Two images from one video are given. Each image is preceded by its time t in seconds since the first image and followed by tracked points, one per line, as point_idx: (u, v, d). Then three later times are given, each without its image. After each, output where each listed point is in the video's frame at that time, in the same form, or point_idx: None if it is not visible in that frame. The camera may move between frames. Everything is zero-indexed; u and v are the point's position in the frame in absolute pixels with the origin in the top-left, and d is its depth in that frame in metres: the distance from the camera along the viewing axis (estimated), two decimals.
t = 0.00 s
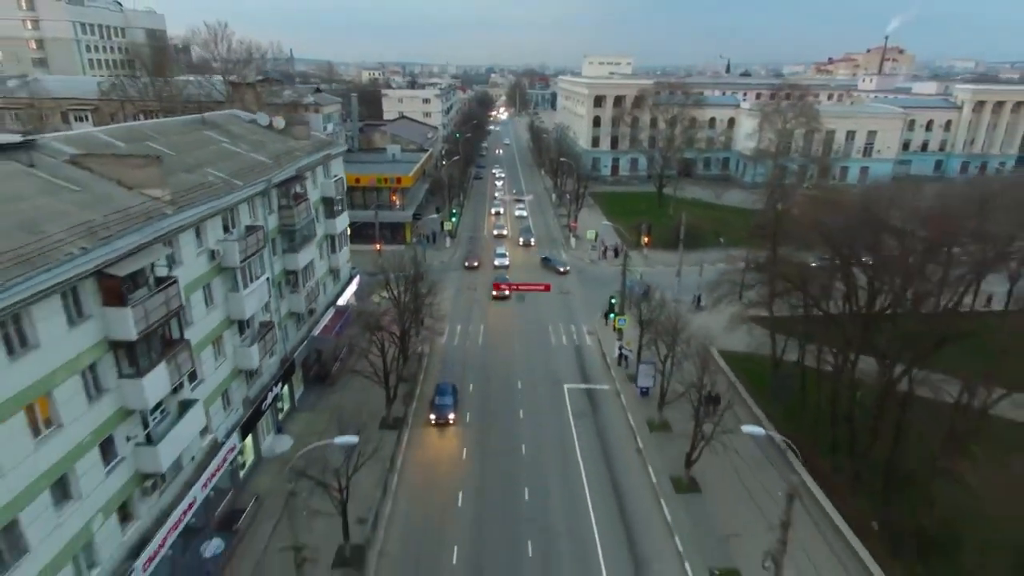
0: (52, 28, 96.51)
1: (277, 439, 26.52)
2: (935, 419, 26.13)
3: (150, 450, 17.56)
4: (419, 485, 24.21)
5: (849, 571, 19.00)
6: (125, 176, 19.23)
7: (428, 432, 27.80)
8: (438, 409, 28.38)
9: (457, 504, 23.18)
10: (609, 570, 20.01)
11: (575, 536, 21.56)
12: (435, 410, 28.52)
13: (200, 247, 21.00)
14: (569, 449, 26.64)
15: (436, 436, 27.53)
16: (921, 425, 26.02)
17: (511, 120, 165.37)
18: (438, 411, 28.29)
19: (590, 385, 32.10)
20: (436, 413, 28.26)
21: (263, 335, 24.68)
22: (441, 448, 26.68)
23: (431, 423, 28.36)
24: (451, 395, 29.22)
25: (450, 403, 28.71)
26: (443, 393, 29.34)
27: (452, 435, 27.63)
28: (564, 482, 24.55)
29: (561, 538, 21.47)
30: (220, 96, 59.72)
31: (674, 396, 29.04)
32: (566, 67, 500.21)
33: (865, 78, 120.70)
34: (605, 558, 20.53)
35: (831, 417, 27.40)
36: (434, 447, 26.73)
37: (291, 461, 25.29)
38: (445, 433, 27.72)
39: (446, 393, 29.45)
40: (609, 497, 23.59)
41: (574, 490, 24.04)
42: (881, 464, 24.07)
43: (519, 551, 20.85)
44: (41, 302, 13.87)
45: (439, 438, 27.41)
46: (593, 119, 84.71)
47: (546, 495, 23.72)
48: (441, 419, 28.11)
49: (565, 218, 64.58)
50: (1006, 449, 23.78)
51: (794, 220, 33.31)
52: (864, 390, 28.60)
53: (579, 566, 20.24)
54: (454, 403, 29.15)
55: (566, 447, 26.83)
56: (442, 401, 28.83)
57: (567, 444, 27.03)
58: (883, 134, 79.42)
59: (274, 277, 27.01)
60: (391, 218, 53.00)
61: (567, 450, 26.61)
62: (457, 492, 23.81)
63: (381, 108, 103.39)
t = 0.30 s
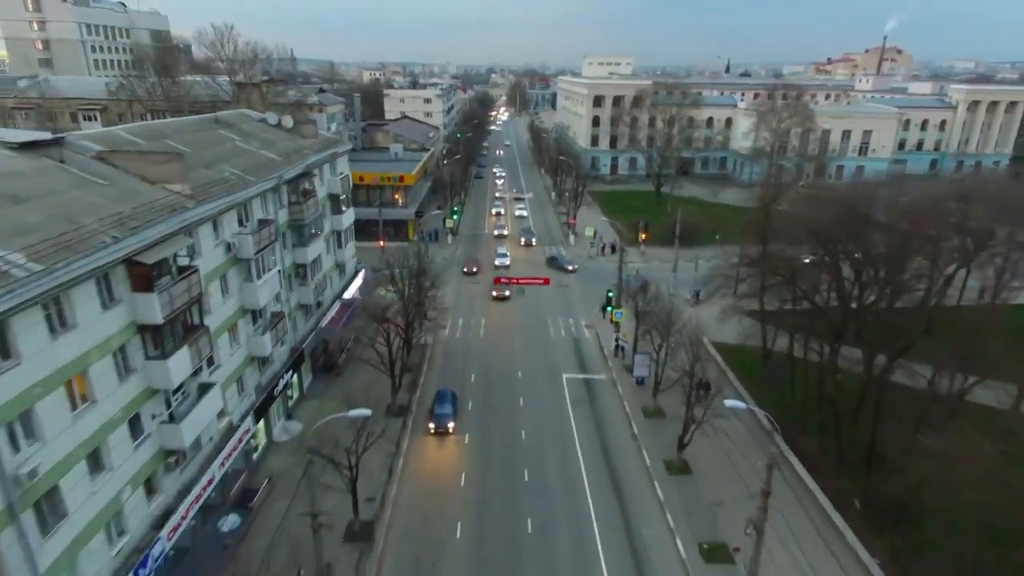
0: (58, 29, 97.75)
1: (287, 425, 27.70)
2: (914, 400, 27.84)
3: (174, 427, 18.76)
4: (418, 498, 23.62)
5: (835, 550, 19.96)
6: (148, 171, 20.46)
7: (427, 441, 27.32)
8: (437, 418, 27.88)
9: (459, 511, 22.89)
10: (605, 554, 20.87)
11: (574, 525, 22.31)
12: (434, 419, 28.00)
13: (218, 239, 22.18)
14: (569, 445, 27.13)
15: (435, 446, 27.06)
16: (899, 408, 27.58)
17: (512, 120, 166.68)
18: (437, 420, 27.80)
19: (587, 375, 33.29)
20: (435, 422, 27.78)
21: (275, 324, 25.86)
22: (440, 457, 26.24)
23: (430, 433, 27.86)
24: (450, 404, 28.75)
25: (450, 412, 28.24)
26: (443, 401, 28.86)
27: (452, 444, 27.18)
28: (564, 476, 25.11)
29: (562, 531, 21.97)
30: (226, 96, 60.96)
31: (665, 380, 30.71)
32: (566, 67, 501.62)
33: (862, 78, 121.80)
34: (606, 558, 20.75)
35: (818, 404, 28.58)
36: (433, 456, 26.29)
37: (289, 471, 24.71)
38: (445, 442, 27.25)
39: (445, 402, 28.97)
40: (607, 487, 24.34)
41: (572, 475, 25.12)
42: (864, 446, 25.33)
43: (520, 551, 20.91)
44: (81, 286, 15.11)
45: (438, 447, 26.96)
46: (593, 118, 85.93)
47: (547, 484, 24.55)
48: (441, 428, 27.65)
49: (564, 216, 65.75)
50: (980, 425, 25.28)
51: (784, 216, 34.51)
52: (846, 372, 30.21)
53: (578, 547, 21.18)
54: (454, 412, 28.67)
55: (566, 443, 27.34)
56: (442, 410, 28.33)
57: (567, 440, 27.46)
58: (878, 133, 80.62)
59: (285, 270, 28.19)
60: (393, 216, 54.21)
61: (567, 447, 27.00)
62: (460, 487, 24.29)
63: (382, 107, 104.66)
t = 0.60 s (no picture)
0: (65, 30, 99.14)
1: (298, 409, 29.04)
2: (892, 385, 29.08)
3: (198, 404, 20.12)
4: (418, 513, 22.88)
5: (817, 525, 21.14)
6: (172, 166, 21.79)
7: (426, 451, 26.67)
8: (436, 427, 27.18)
9: (461, 522, 22.35)
10: (599, 526, 22.25)
11: (572, 506, 23.38)
12: (433, 428, 27.29)
13: (236, 230, 23.51)
14: (569, 436, 27.93)
15: (435, 456, 26.40)
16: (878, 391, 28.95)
17: (512, 120, 168.08)
18: (436, 429, 27.09)
19: (585, 364, 34.65)
20: (434, 431, 27.10)
21: (287, 312, 27.19)
22: (439, 467, 25.59)
23: (428, 442, 27.26)
24: (449, 412, 28.03)
25: (449, 420, 27.57)
26: (442, 410, 28.13)
27: (452, 454, 26.53)
28: (564, 463, 26.00)
29: (559, 514, 22.93)
30: (233, 96, 62.33)
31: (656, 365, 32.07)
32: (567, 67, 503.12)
33: (859, 78, 122.94)
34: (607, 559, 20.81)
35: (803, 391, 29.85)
36: (433, 466, 25.66)
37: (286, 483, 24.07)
38: (445, 452, 26.62)
39: (444, 410, 28.26)
40: (603, 471, 25.43)
41: (570, 457, 26.39)
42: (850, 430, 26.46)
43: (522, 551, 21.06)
44: (117, 271, 16.46)
45: (438, 456, 26.35)
46: (592, 118, 87.25)
47: (546, 468, 25.64)
48: (440, 438, 26.98)
49: (563, 214, 67.07)
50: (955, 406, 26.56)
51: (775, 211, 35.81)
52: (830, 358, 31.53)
53: (574, 523, 22.42)
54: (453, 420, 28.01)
55: (566, 433, 28.12)
56: (441, 419, 27.62)
57: (568, 432, 28.18)
58: (872, 133, 81.91)
59: (296, 261, 29.52)
60: (397, 213, 55.56)
61: (567, 439, 27.66)
62: (461, 495, 23.90)
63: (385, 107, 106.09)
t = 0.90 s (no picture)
0: (71, 31, 100.50)
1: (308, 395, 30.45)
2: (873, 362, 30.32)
3: (219, 385, 21.51)
4: (417, 523, 22.38)
5: (801, 500, 22.42)
6: (193, 162, 23.16)
7: (426, 461, 26.01)
8: (436, 436, 26.55)
9: (461, 527, 22.13)
10: (595, 500, 23.59)
11: (571, 489, 24.25)
12: (433, 437, 26.69)
13: (251, 223, 24.89)
14: (568, 426, 28.67)
15: (434, 465, 25.76)
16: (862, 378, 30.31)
17: (513, 120, 169.54)
18: (436, 438, 26.48)
19: (583, 354, 36.03)
20: (434, 440, 26.46)
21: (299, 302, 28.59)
22: (439, 476, 25.04)
23: (427, 451, 26.58)
24: (449, 421, 27.41)
25: (450, 429, 26.95)
26: (441, 418, 27.50)
27: (452, 463, 25.90)
28: (563, 451, 26.79)
29: (558, 497, 23.76)
30: (239, 96, 63.71)
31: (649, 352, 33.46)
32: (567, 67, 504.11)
33: (855, 78, 124.41)
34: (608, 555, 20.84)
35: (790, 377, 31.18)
36: (433, 475, 25.09)
37: (285, 488, 23.80)
38: (445, 461, 25.97)
39: (444, 418, 27.64)
40: (600, 457, 26.36)
41: (568, 439, 27.70)
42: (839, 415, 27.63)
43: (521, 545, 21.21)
44: (149, 258, 17.85)
45: (438, 466, 25.70)
46: (591, 118, 88.67)
47: (547, 455, 26.48)
48: (440, 447, 26.32)
49: (563, 211, 68.44)
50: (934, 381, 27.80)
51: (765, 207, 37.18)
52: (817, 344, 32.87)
53: (572, 504, 23.39)
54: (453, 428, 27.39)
55: (566, 424, 28.83)
56: (440, 427, 27.01)
57: (568, 423, 28.85)
58: (867, 132, 83.34)
59: (306, 254, 30.90)
60: (400, 210, 56.93)
61: (568, 430, 28.32)
62: (461, 500, 23.58)
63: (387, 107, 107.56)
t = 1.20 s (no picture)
0: (78, 32, 101.96)
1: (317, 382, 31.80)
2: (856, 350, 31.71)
3: (237, 367, 22.91)
4: (416, 534, 21.76)
5: (785, 478, 23.74)
6: (212, 158, 24.53)
7: (425, 471, 25.38)
8: (436, 445, 25.97)
9: (461, 536, 21.69)
10: (591, 478, 24.93)
11: (571, 485, 24.49)
12: (432, 446, 26.10)
13: (266, 216, 26.27)
14: (568, 424, 28.87)
15: (434, 475, 25.14)
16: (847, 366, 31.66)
17: (513, 120, 171.07)
18: (435, 447, 25.89)
19: (581, 345, 37.40)
20: (433, 449, 25.86)
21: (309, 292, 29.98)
22: (439, 486, 24.40)
23: (427, 460, 25.95)
24: (449, 430, 26.85)
25: (450, 437, 26.40)
26: (441, 427, 26.96)
27: (452, 472, 25.27)
28: (564, 450, 26.89)
29: (559, 494, 23.90)
30: (246, 96, 65.18)
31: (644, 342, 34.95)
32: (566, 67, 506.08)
33: (852, 78, 125.90)
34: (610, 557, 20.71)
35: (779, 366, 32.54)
36: (432, 486, 24.46)
37: (279, 500, 23.15)
38: (445, 471, 25.34)
39: (444, 427, 27.09)
40: (600, 455, 26.48)
41: (566, 423, 29.05)
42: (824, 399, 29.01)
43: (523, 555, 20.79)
44: (177, 245, 19.25)
45: (437, 476, 25.07)
46: (590, 117, 90.11)
47: (548, 453, 26.64)
48: (440, 456, 25.73)
49: (562, 209, 69.83)
50: (915, 368, 29.15)
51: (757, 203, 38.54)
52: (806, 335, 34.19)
53: (572, 498, 23.69)
54: (454, 438, 26.82)
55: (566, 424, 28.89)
56: (440, 436, 26.44)
57: (568, 424, 28.87)
58: (862, 132, 84.75)
59: (315, 247, 32.30)
60: (403, 207, 58.34)
61: (568, 430, 28.37)
62: (461, 507, 23.14)
63: (388, 107, 109.01)
